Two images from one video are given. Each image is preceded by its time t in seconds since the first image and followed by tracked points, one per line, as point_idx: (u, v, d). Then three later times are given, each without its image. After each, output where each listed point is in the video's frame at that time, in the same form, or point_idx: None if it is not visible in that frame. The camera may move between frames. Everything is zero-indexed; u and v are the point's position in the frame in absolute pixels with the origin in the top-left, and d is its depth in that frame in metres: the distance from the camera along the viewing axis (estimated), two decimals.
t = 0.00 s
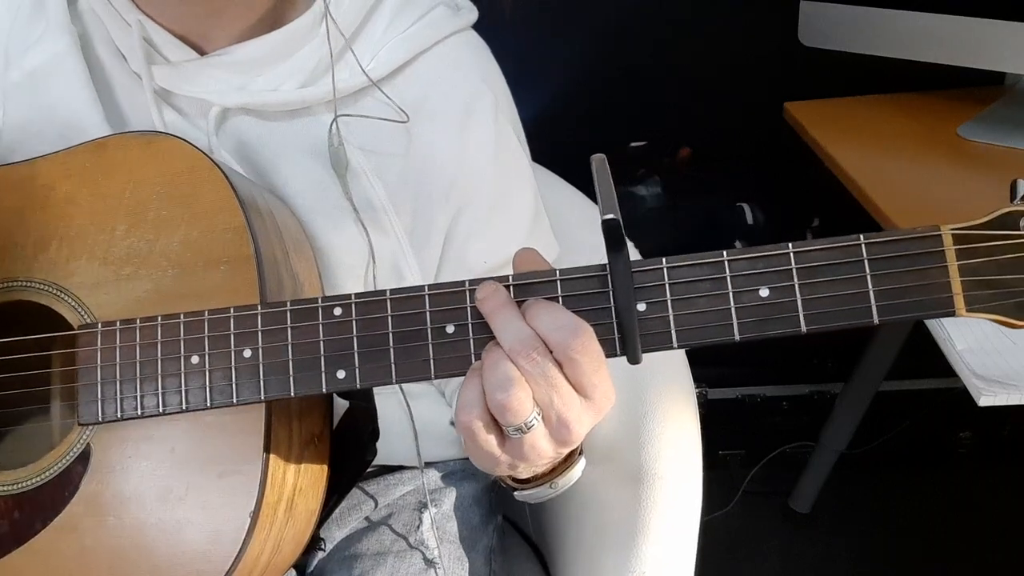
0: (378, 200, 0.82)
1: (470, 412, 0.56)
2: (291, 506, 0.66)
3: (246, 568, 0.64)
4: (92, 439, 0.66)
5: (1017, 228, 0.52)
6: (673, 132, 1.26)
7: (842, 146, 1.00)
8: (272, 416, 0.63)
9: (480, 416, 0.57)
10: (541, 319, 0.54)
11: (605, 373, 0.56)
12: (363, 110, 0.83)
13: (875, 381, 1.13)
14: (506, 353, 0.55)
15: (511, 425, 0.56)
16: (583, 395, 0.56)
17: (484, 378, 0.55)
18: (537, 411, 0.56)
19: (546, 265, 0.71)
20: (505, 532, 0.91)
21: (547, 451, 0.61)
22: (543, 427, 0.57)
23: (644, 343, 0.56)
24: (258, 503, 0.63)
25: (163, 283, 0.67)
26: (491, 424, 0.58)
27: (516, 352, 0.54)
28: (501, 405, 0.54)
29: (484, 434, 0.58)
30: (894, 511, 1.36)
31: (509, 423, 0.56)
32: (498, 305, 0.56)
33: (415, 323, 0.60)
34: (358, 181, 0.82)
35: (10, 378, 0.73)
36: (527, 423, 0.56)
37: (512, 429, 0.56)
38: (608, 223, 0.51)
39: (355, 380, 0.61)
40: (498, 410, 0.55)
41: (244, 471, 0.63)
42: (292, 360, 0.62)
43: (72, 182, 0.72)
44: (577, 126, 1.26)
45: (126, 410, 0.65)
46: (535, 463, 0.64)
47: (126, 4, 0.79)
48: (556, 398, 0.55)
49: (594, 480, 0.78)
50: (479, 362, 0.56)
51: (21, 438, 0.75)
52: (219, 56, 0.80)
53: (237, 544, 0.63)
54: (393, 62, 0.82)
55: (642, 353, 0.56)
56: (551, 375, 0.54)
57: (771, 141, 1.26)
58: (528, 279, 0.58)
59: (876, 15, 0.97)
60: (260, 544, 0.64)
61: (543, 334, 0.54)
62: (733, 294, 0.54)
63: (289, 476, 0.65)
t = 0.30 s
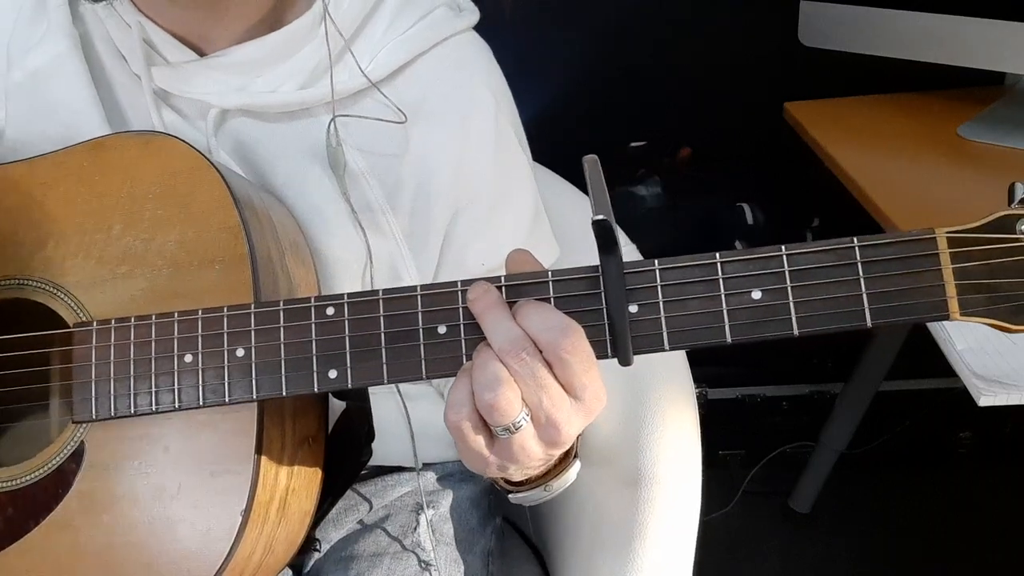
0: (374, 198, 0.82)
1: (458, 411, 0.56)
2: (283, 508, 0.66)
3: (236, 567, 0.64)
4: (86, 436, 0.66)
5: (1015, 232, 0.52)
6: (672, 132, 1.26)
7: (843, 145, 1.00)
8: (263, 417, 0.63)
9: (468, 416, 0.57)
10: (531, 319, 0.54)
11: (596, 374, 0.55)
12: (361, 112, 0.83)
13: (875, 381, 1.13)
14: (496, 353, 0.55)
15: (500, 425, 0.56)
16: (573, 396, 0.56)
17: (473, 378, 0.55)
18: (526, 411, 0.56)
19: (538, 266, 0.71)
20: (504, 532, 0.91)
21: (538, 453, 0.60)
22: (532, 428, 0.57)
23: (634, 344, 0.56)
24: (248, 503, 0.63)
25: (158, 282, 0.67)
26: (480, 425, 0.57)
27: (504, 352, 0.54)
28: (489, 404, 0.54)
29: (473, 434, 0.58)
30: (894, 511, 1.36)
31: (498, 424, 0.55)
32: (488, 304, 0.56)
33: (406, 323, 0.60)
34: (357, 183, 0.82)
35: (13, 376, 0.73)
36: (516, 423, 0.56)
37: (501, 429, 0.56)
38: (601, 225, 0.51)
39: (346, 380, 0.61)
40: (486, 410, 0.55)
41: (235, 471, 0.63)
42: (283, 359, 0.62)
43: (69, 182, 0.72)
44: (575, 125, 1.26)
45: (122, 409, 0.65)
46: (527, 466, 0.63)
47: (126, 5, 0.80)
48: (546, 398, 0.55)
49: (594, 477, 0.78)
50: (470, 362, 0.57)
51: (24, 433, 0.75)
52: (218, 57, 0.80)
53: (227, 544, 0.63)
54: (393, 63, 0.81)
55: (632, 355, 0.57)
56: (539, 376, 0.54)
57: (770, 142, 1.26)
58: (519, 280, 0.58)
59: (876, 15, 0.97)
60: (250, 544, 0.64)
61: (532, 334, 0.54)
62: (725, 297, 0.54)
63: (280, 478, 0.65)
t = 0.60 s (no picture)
0: (373, 202, 0.82)
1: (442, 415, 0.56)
2: (272, 511, 0.65)
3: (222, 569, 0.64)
4: (75, 434, 0.66)
5: (1011, 240, 0.50)
6: (671, 133, 1.25)
7: (842, 146, 1.00)
8: (251, 420, 0.63)
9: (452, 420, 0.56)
10: (517, 323, 0.54)
11: (580, 380, 0.55)
12: (359, 114, 0.82)
13: (875, 380, 1.13)
14: (480, 357, 0.55)
15: (483, 430, 0.55)
16: (558, 401, 0.56)
17: (457, 381, 0.55)
18: (510, 416, 0.55)
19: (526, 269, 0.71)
20: (502, 534, 0.90)
21: (521, 459, 0.60)
22: (516, 433, 0.57)
23: (621, 350, 0.56)
24: (235, 508, 0.62)
25: (150, 282, 0.67)
26: (463, 429, 0.57)
27: (489, 355, 0.54)
28: (472, 408, 0.54)
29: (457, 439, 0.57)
30: (894, 510, 1.36)
31: (481, 428, 0.55)
32: (474, 307, 0.56)
33: (393, 325, 0.60)
34: (352, 186, 0.82)
35: (9, 371, 0.73)
36: (499, 428, 0.55)
37: (484, 434, 0.55)
38: (586, 231, 0.50)
39: (333, 382, 0.61)
40: (470, 414, 0.54)
41: (219, 472, 0.63)
42: (272, 360, 0.62)
43: (63, 182, 0.72)
44: (572, 126, 1.26)
45: (122, 407, 0.65)
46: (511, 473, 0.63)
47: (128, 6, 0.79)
48: (530, 403, 0.55)
49: (592, 480, 0.78)
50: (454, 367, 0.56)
51: (17, 432, 0.74)
52: (218, 58, 0.79)
53: (213, 547, 0.62)
54: (393, 66, 0.80)
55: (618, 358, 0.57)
56: (523, 380, 0.54)
57: (768, 142, 1.26)
58: (508, 282, 0.58)
59: (875, 15, 0.97)
60: (237, 547, 0.63)
61: (517, 338, 0.54)
62: (713, 302, 0.54)
63: (269, 479, 0.64)
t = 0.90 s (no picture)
0: (374, 203, 0.82)
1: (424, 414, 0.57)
2: (269, 510, 0.65)
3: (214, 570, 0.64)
4: (74, 434, 0.67)
5: (1012, 233, 0.49)
6: (670, 133, 1.25)
7: (842, 146, 1.00)
8: (245, 417, 0.63)
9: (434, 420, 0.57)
10: (508, 330, 0.54)
11: (565, 392, 0.56)
12: (359, 113, 0.82)
13: (875, 380, 1.13)
14: (467, 361, 0.55)
15: (464, 434, 0.56)
16: (541, 414, 0.57)
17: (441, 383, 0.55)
18: (491, 423, 0.56)
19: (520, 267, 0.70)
20: (502, 533, 0.91)
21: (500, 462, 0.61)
22: (497, 439, 0.57)
23: (615, 347, 0.55)
24: (228, 507, 0.62)
25: (146, 282, 0.67)
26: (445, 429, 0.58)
27: (477, 360, 0.54)
28: (454, 413, 0.54)
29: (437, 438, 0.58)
30: (894, 511, 1.36)
31: (462, 433, 0.56)
32: (467, 306, 0.55)
33: (387, 323, 0.59)
34: (353, 186, 0.82)
35: (9, 371, 0.72)
36: (480, 434, 0.56)
37: (465, 438, 0.56)
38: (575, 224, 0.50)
39: (326, 381, 0.61)
40: (451, 419, 0.55)
41: (213, 472, 0.62)
42: (265, 359, 0.62)
43: (60, 183, 0.72)
44: (570, 125, 1.26)
45: (117, 407, 0.65)
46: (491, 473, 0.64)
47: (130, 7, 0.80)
48: (512, 413, 0.55)
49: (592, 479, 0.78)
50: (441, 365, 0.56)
51: (20, 431, 0.74)
52: (220, 58, 0.79)
53: (205, 546, 0.62)
54: (394, 65, 0.80)
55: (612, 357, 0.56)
56: (507, 389, 0.54)
57: (767, 142, 1.26)
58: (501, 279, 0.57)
59: (874, 15, 0.97)
60: (231, 547, 0.63)
61: (507, 346, 0.54)
62: (707, 298, 0.53)
63: (264, 479, 0.64)
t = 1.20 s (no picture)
0: (374, 203, 0.82)
1: (412, 409, 0.57)
2: (263, 509, 0.65)
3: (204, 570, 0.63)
4: (66, 435, 0.67)
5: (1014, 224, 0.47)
6: (670, 133, 1.25)
7: (843, 147, 1.00)
8: (234, 416, 0.63)
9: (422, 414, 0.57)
10: (503, 333, 0.54)
11: (554, 397, 0.57)
12: (360, 114, 0.82)
13: (876, 378, 1.13)
14: (459, 361, 0.55)
15: (452, 432, 0.57)
16: (528, 416, 0.58)
17: (432, 383, 0.55)
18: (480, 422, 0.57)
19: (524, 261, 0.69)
20: (502, 533, 0.91)
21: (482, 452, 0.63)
22: (483, 434, 0.59)
23: (604, 344, 0.54)
24: (218, 508, 0.62)
25: (139, 283, 0.67)
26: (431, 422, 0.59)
27: (471, 363, 0.54)
28: (445, 415, 0.55)
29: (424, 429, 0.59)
30: (894, 511, 1.36)
31: (451, 431, 0.57)
32: (462, 304, 0.54)
33: (375, 321, 0.59)
34: (353, 186, 0.82)
35: (10, 371, 0.72)
36: (468, 432, 0.57)
37: (453, 434, 0.58)
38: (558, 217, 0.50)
39: (314, 379, 0.60)
40: (442, 419, 0.56)
41: (204, 471, 0.62)
42: (255, 357, 0.62)
43: (55, 184, 0.73)
44: (568, 125, 1.26)
45: (109, 407, 0.66)
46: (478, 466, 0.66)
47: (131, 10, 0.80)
48: (503, 415, 0.57)
49: (592, 480, 0.77)
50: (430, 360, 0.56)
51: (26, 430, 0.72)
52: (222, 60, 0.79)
53: (195, 548, 0.62)
54: (395, 65, 0.80)
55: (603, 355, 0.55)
56: (499, 393, 0.56)
57: (766, 141, 1.26)
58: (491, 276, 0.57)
59: (874, 15, 0.97)
60: (223, 547, 0.63)
61: (501, 350, 0.54)
62: (697, 293, 0.52)
63: (255, 479, 0.64)
